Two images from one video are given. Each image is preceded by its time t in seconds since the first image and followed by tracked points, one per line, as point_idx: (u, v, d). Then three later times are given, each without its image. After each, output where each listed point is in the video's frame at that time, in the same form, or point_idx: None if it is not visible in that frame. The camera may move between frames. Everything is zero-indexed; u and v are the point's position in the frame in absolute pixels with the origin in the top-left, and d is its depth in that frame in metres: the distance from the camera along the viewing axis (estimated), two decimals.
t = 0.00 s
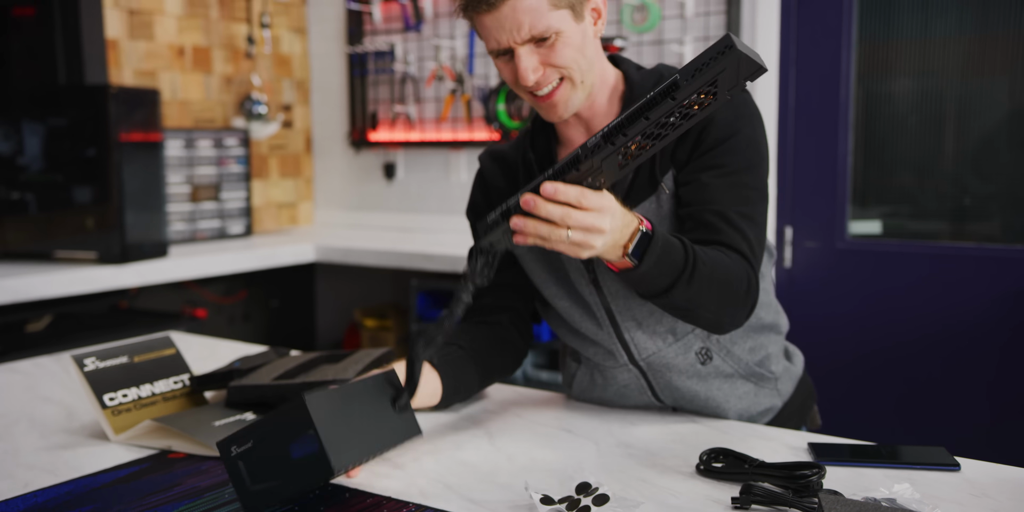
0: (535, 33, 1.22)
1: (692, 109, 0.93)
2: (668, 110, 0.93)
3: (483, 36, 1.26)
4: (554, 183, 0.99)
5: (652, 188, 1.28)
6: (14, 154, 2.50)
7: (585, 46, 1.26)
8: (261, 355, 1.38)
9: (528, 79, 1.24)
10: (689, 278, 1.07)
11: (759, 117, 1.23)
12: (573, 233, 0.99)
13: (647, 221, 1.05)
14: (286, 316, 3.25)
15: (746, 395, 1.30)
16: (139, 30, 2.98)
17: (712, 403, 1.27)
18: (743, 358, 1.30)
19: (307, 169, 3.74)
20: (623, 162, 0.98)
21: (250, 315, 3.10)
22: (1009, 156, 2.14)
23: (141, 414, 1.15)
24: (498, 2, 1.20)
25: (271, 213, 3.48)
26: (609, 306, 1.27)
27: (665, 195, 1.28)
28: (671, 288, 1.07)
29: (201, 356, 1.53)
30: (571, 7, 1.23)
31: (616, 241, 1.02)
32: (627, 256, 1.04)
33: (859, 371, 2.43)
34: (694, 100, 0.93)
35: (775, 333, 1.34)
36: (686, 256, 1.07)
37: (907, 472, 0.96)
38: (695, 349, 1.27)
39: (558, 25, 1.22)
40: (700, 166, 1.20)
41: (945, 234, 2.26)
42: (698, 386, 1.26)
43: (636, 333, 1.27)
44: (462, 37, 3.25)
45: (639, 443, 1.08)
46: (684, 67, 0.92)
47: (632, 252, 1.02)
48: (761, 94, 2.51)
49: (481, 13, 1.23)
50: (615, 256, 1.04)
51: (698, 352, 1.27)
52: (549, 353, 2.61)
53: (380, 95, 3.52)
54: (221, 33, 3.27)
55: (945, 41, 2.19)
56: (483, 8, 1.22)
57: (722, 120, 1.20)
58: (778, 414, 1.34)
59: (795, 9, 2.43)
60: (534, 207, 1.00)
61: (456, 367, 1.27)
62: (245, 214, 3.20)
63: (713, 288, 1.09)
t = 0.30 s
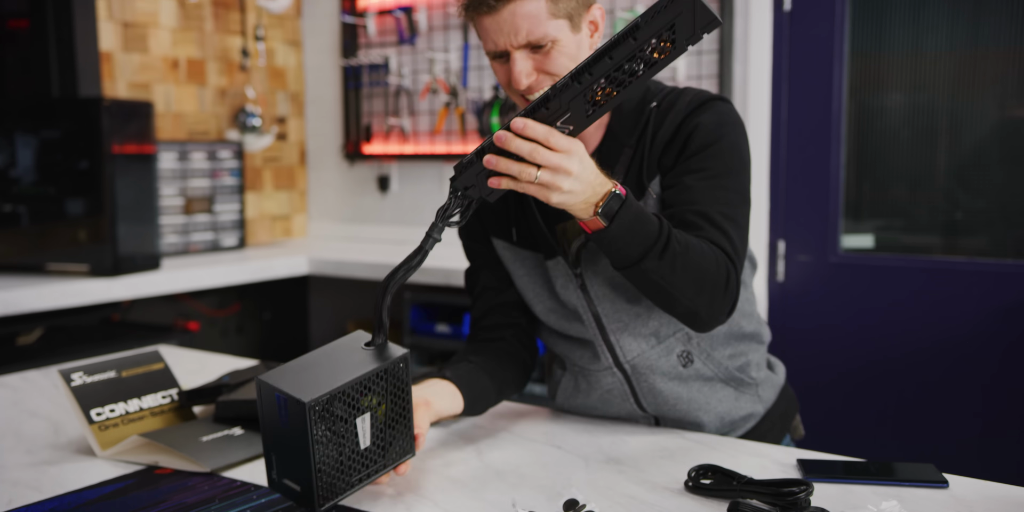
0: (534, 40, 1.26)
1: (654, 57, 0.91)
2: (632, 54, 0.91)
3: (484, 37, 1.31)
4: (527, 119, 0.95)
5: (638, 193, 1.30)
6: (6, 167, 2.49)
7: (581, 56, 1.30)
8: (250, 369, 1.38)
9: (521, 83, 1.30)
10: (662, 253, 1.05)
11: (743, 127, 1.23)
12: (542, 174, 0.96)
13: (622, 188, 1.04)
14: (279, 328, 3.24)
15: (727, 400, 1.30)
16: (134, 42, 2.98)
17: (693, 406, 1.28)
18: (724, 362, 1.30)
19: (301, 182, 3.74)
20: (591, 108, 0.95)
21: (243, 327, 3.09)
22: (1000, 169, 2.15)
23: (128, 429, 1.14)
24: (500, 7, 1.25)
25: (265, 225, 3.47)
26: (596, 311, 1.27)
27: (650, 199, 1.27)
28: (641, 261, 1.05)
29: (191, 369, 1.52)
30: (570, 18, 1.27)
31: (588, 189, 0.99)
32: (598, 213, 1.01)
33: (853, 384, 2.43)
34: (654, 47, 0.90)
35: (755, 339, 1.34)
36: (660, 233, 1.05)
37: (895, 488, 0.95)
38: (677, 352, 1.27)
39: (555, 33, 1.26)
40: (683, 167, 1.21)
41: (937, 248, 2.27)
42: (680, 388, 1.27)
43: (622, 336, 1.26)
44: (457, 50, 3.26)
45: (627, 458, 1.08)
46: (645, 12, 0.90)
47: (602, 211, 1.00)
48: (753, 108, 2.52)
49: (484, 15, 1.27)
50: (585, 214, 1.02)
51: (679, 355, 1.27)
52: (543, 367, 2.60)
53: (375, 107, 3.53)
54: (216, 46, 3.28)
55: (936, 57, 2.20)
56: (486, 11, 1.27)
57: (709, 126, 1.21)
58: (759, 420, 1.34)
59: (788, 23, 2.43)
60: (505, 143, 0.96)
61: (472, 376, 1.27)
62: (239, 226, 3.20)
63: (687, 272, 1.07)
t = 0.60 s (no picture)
0: (557, 41, 1.37)
1: (750, 72, 1.14)
2: (737, 68, 1.12)
3: (509, 43, 1.42)
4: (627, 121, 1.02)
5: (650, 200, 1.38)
6: None
7: (598, 63, 1.40)
8: (238, 384, 1.37)
9: (543, 84, 1.38)
10: (711, 270, 1.14)
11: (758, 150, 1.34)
12: (635, 171, 1.02)
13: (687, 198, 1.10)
14: (269, 342, 3.23)
15: (720, 417, 1.35)
16: (125, 55, 2.98)
17: (684, 417, 1.34)
18: (726, 382, 1.35)
19: (292, 195, 3.74)
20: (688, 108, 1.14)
21: (233, 341, 3.09)
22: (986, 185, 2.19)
23: (113, 444, 1.13)
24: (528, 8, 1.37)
25: (255, 238, 3.48)
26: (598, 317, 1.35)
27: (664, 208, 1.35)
28: (693, 276, 1.13)
29: (179, 384, 1.51)
30: (591, 27, 1.39)
31: (665, 194, 1.05)
32: (671, 220, 1.08)
33: (842, 400, 2.43)
34: (751, 65, 1.13)
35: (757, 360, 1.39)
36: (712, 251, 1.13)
37: (879, 505, 0.96)
38: (676, 360, 1.33)
39: (577, 37, 1.37)
40: (708, 187, 1.30)
41: (926, 263, 2.29)
42: (675, 399, 1.33)
43: (622, 340, 1.35)
44: (448, 64, 3.28)
45: (614, 475, 1.08)
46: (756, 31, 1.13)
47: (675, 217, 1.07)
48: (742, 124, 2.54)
49: (512, 21, 1.39)
50: (656, 218, 1.08)
51: (678, 365, 1.33)
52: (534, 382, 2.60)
53: (366, 121, 3.51)
54: (208, 59, 3.28)
55: (923, 74, 2.23)
56: (514, 17, 1.38)
57: (732, 148, 1.30)
58: (753, 443, 1.37)
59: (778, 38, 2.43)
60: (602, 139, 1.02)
61: (500, 379, 1.34)
62: (229, 239, 3.19)
63: (729, 290, 1.16)
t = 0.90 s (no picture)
0: (661, 72, 1.29)
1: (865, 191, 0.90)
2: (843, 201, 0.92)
3: (609, 64, 1.33)
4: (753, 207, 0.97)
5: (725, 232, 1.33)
6: None
7: (696, 94, 1.33)
8: (231, 407, 1.37)
9: (645, 111, 1.30)
10: (779, 334, 1.13)
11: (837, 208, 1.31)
12: (728, 248, 0.99)
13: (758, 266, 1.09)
14: (261, 364, 3.22)
15: (749, 455, 1.31)
16: (123, 76, 2.99)
17: (713, 448, 1.31)
18: (764, 424, 1.31)
19: (287, 217, 3.75)
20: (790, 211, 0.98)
21: (226, 363, 3.07)
22: (979, 216, 2.19)
23: (104, 468, 1.13)
24: (636, 34, 1.28)
25: (250, 260, 3.49)
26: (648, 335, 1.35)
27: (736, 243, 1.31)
28: (761, 341, 1.12)
29: (172, 406, 1.51)
30: (695, 57, 1.31)
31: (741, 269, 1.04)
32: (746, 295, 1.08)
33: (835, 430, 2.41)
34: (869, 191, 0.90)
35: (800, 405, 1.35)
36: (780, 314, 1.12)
37: None
38: (715, 389, 1.32)
39: (681, 68, 1.29)
40: (783, 234, 1.27)
41: (919, 292, 2.29)
42: (706, 425, 1.32)
43: (666, 359, 1.35)
44: (445, 88, 3.30)
45: (608, 504, 1.07)
46: (888, 171, 0.87)
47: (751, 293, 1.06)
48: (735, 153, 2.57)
49: (616, 40, 1.30)
50: (732, 291, 1.07)
51: (716, 394, 1.32)
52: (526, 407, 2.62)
53: (362, 144, 3.54)
54: (206, 81, 3.30)
55: (915, 105, 2.25)
56: (619, 36, 1.29)
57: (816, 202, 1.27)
58: (780, 485, 1.32)
59: (773, 66, 2.45)
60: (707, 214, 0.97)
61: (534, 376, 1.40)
62: (224, 261, 3.19)
63: (790, 351, 1.16)
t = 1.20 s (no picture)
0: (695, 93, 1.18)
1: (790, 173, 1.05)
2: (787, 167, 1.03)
3: (643, 79, 1.22)
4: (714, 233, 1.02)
5: (743, 253, 1.27)
6: None
7: (731, 118, 1.22)
8: (210, 423, 1.37)
9: (672, 131, 1.20)
10: (757, 366, 1.11)
11: (858, 246, 1.25)
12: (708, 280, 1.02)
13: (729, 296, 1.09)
14: (240, 379, 3.20)
15: (725, 477, 1.28)
16: (103, 90, 2.98)
17: (690, 464, 1.28)
18: (742, 448, 1.27)
19: (267, 231, 3.74)
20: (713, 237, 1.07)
21: (204, 377, 3.06)
22: (954, 233, 2.11)
23: (81, 485, 1.12)
24: (671, 54, 1.17)
25: (230, 274, 3.49)
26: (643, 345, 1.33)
27: (747, 264, 1.27)
28: (737, 373, 1.11)
29: (150, 422, 1.50)
30: (732, 79, 1.20)
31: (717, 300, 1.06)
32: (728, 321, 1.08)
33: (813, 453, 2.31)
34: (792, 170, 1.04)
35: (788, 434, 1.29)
36: (757, 348, 1.10)
37: None
38: (699, 408, 1.28)
39: (716, 90, 1.18)
40: (795, 267, 1.21)
41: (894, 307, 2.19)
42: (686, 441, 1.29)
43: (656, 370, 1.32)
44: (427, 104, 3.32)
45: None
46: (810, 143, 1.02)
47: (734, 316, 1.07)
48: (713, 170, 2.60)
49: (651, 57, 1.19)
50: (716, 321, 1.07)
51: (699, 412, 1.28)
52: (505, 422, 2.66)
53: (343, 159, 3.54)
54: (186, 95, 3.30)
55: (892, 121, 2.17)
56: (655, 54, 1.18)
57: (833, 238, 1.21)
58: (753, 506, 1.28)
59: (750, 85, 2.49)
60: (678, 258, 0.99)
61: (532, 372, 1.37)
62: (203, 275, 3.18)
63: (771, 384, 1.13)
